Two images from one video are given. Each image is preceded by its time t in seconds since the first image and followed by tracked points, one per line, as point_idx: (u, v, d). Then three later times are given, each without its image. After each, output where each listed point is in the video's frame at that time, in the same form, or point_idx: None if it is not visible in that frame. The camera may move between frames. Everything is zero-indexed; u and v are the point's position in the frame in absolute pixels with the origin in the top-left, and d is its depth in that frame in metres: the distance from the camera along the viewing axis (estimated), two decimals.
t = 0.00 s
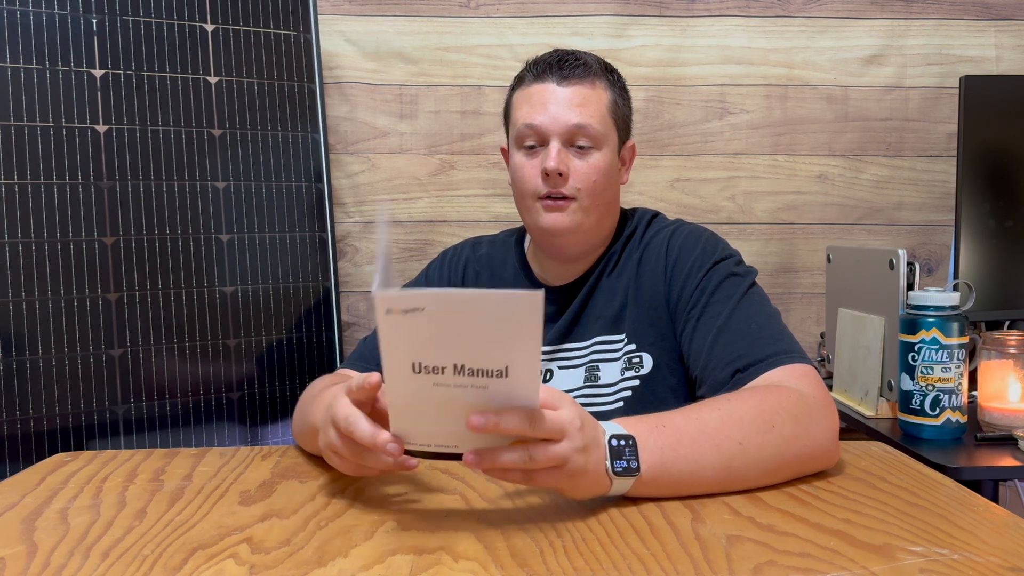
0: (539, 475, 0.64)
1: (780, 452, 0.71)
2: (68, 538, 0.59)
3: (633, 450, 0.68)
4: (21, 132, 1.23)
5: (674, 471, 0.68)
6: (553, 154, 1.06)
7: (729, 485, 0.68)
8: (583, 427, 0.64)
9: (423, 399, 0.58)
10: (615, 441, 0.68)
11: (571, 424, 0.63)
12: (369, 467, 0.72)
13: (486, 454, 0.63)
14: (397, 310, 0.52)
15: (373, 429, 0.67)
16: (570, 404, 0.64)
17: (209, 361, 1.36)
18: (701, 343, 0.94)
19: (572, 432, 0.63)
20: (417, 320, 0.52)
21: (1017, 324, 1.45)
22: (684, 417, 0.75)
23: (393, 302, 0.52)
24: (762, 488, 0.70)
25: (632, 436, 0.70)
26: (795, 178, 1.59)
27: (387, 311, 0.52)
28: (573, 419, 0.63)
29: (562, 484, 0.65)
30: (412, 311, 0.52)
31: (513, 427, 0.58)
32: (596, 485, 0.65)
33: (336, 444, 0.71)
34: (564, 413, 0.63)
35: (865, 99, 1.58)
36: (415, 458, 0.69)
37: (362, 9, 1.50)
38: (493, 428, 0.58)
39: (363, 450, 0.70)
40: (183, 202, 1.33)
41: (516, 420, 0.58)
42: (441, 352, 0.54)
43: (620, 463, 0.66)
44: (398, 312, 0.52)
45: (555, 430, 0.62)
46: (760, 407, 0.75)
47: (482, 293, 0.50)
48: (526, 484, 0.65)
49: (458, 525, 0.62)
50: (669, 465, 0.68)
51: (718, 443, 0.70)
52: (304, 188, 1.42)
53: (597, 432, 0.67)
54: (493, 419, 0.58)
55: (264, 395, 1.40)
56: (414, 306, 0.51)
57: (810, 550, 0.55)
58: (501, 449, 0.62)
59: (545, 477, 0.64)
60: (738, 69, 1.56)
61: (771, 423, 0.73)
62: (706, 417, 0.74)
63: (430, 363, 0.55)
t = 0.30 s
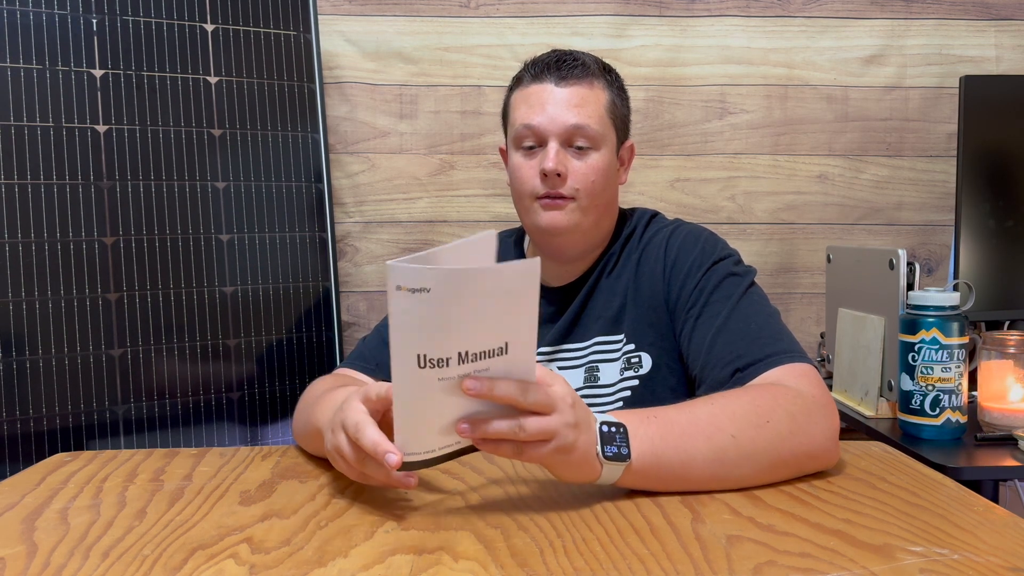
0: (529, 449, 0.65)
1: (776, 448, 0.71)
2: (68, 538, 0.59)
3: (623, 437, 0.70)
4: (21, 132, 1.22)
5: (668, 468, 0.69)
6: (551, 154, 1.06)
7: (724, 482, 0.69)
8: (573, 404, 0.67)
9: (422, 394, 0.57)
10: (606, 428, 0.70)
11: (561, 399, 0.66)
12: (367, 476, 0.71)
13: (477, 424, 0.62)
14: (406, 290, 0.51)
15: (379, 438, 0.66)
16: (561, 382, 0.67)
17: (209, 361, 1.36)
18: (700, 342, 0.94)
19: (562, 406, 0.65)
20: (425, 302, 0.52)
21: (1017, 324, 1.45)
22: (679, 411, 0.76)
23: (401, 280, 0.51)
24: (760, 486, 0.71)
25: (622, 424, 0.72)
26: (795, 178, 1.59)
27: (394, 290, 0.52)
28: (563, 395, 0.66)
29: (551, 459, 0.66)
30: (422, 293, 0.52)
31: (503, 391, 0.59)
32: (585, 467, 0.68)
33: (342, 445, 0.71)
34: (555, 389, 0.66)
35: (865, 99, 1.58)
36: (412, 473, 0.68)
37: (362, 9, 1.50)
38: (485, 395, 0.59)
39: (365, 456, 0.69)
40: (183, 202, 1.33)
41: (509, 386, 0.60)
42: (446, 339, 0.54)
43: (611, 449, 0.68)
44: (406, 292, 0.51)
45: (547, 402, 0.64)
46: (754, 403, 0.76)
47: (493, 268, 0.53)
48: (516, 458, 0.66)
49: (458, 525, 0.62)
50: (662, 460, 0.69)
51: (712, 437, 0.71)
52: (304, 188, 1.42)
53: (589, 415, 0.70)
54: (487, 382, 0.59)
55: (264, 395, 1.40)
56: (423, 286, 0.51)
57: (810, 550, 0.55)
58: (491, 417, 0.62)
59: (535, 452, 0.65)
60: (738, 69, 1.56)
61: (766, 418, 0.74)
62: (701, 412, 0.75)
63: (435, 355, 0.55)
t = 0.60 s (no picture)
0: (523, 437, 0.66)
1: (774, 446, 0.71)
2: (68, 538, 0.59)
3: (617, 430, 0.71)
4: (21, 132, 1.22)
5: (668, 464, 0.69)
6: (549, 155, 1.06)
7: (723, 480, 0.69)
8: (563, 391, 0.68)
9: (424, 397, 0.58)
10: (600, 421, 0.72)
11: (551, 385, 0.67)
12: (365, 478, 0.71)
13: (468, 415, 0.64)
14: (411, 313, 0.52)
15: (382, 445, 0.66)
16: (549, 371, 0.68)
17: (209, 361, 1.36)
18: (699, 342, 0.94)
19: (552, 393, 0.66)
20: (426, 316, 0.53)
21: (1017, 324, 1.45)
22: (677, 410, 0.76)
23: (407, 305, 0.51)
24: (759, 486, 0.71)
25: (618, 419, 0.73)
26: (795, 178, 1.59)
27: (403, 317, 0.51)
28: (553, 383, 0.67)
29: (546, 449, 0.66)
30: (422, 309, 0.53)
31: (489, 374, 0.61)
32: (580, 457, 0.68)
33: (342, 449, 0.70)
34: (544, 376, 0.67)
35: (865, 99, 1.58)
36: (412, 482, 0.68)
37: (362, 9, 1.50)
38: (471, 379, 0.60)
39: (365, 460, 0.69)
40: (184, 202, 1.33)
41: (497, 372, 0.62)
42: (440, 342, 0.56)
43: (606, 440, 0.69)
44: (413, 315, 0.52)
45: (536, 388, 0.65)
46: (751, 401, 0.76)
47: (476, 266, 0.55)
48: (511, 449, 0.67)
49: (458, 525, 0.62)
50: (660, 460, 0.69)
51: (709, 435, 0.71)
52: (304, 188, 1.42)
53: (583, 407, 0.70)
54: (475, 369, 0.61)
55: (264, 395, 1.40)
56: (422, 302, 0.52)
57: (810, 550, 0.55)
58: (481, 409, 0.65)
59: (529, 440, 0.66)
60: (738, 69, 1.56)
61: (763, 416, 0.74)
62: (699, 410, 0.76)
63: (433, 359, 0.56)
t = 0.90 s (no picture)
0: (522, 436, 0.66)
1: (773, 445, 0.71)
2: (68, 538, 0.59)
3: (618, 429, 0.71)
4: (21, 132, 1.22)
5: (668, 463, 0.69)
6: (548, 155, 1.06)
7: (722, 480, 0.69)
8: (564, 390, 0.68)
9: (427, 399, 0.58)
10: (600, 420, 0.72)
11: (551, 384, 0.67)
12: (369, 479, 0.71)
13: (468, 416, 0.65)
14: (416, 318, 0.52)
15: (388, 448, 0.66)
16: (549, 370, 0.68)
17: (209, 362, 1.36)
18: (699, 342, 0.94)
19: (553, 391, 0.66)
20: (429, 320, 0.53)
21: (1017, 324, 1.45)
22: (677, 410, 0.76)
23: (413, 311, 0.51)
24: (759, 486, 0.71)
25: (617, 418, 0.73)
26: (796, 178, 1.59)
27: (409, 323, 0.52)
28: (553, 382, 0.67)
29: (546, 448, 0.66)
30: (427, 313, 0.53)
31: (490, 373, 0.61)
32: (580, 456, 0.68)
33: (345, 450, 0.70)
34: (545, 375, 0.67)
35: (865, 99, 1.58)
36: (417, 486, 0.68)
37: (362, 9, 1.50)
38: (472, 377, 0.60)
39: (370, 462, 0.69)
40: (184, 202, 1.33)
41: (497, 371, 0.61)
42: (443, 343, 0.56)
43: (605, 439, 0.69)
44: (418, 320, 0.52)
45: (537, 387, 0.65)
46: (750, 401, 0.76)
47: (477, 267, 0.54)
48: (510, 449, 0.67)
49: (458, 525, 0.62)
50: (660, 460, 0.69)
51: (708, 434, 0.72)
52: (303, 188, 1.42)
53: (583, 406, 0.70)
54: (475, 368, 0.60)
55: (264, 395, 1.40)
56: (426, 306, 0.52)
57: (810, 550, 0.55)
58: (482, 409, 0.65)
59: (529, 440, 0.66)
60: (738, 69, 1.56)
61: (762, 416, 0.74)
62: (699, 409, 0.76)
63: (436, 361, 0.56)
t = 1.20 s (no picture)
0: (522, 438, 0.66)
1: (772, 445, 0.71)
2: (68, 538, 0.59)
3: (617, 429, 0.71)
4: (21, 133, 1.22)
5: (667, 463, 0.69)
6: (548, 155, 1.06)
7: (722, 481, 0.69)
8: (563, 391, 0.68)
9: (427, 401, 0.58)
10: (600, 420, 0.72)
11: (550, 384, 0.67)
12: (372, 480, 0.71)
13: (468, 419, 0.65)
14: (415, 317, 0.52)
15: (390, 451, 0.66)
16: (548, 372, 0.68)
17: (209, 362, 1.36)
18: (700, 342, 0.94)
19: (552, 392, 0.66)
20: (428, 319, 0.53)
21: (1017, 324, 1.45)
22: (677, 410, 0.76)
23: (412, 309, 0.51)
24: (760, 486, 0.70)
25: (617, 418, 0.73)
26: (796, 178, 1.59)
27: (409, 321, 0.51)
28: (552, 383, 0.67)
29: (546, 449, 0.66)
30: (426, 312, 0.53)
31: (490, 376, 0.61)
32: (580, 457, 0.68)
33: (349, 452, 0.70)
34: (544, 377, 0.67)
35: (865, 99, 1.58)
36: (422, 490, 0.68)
37: (362, 9, 1.50)
38: (471, 381, 0.60)
39: (371, 463, 0.70)
40: (184, 203, 1.33)
41: (495, 372, 0.61)
42: (442, 343, 0.56)
43: (605, 439, 0.69)
44: (417, 319, 0.52)
45: (535, 388, 0.65)
46: (750, 401, 0.76)
47: (475, 266, 0.55)
48: (511, 451, 0.66)
49: (457, 526, 0.61)
50: (661, 460, 0.69)
51: (707, 434, 0.72)
52: (303, 189, 1.42)
53: (583, 407, 0.70)
54: (473, 370, 0.61)
55: (263, 395, 1.40)
56: (425, 304, 0.52)
57: (810, 551, 0.55)
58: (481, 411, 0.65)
59: (529, 441, 0.66)
60: (738, 69, 1.56)
61: (762, 416, 0.74)
62: (699, 409, 0.76)
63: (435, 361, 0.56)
